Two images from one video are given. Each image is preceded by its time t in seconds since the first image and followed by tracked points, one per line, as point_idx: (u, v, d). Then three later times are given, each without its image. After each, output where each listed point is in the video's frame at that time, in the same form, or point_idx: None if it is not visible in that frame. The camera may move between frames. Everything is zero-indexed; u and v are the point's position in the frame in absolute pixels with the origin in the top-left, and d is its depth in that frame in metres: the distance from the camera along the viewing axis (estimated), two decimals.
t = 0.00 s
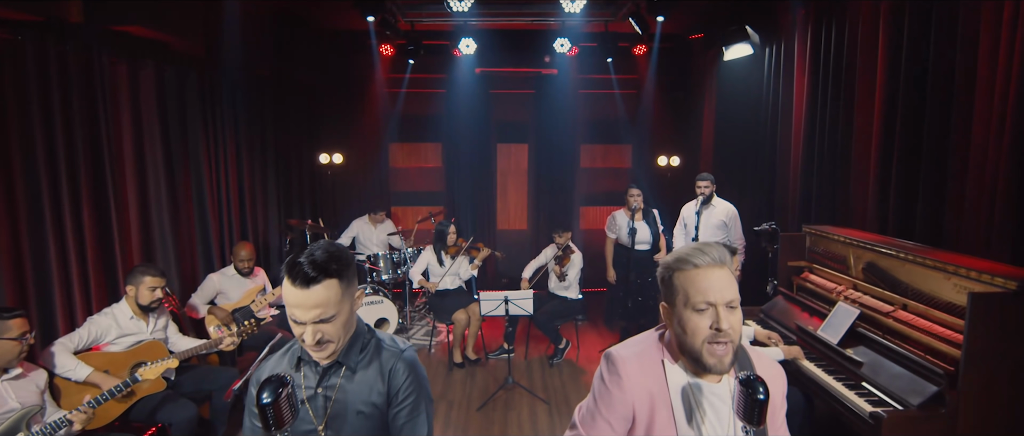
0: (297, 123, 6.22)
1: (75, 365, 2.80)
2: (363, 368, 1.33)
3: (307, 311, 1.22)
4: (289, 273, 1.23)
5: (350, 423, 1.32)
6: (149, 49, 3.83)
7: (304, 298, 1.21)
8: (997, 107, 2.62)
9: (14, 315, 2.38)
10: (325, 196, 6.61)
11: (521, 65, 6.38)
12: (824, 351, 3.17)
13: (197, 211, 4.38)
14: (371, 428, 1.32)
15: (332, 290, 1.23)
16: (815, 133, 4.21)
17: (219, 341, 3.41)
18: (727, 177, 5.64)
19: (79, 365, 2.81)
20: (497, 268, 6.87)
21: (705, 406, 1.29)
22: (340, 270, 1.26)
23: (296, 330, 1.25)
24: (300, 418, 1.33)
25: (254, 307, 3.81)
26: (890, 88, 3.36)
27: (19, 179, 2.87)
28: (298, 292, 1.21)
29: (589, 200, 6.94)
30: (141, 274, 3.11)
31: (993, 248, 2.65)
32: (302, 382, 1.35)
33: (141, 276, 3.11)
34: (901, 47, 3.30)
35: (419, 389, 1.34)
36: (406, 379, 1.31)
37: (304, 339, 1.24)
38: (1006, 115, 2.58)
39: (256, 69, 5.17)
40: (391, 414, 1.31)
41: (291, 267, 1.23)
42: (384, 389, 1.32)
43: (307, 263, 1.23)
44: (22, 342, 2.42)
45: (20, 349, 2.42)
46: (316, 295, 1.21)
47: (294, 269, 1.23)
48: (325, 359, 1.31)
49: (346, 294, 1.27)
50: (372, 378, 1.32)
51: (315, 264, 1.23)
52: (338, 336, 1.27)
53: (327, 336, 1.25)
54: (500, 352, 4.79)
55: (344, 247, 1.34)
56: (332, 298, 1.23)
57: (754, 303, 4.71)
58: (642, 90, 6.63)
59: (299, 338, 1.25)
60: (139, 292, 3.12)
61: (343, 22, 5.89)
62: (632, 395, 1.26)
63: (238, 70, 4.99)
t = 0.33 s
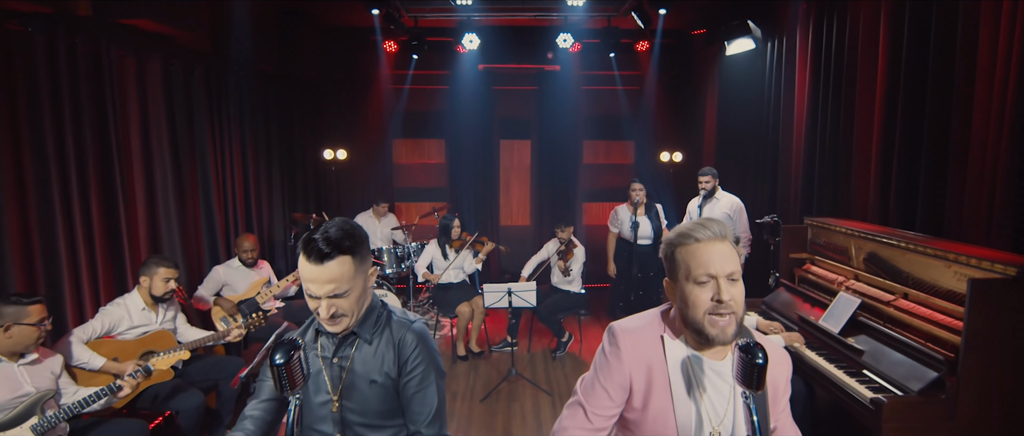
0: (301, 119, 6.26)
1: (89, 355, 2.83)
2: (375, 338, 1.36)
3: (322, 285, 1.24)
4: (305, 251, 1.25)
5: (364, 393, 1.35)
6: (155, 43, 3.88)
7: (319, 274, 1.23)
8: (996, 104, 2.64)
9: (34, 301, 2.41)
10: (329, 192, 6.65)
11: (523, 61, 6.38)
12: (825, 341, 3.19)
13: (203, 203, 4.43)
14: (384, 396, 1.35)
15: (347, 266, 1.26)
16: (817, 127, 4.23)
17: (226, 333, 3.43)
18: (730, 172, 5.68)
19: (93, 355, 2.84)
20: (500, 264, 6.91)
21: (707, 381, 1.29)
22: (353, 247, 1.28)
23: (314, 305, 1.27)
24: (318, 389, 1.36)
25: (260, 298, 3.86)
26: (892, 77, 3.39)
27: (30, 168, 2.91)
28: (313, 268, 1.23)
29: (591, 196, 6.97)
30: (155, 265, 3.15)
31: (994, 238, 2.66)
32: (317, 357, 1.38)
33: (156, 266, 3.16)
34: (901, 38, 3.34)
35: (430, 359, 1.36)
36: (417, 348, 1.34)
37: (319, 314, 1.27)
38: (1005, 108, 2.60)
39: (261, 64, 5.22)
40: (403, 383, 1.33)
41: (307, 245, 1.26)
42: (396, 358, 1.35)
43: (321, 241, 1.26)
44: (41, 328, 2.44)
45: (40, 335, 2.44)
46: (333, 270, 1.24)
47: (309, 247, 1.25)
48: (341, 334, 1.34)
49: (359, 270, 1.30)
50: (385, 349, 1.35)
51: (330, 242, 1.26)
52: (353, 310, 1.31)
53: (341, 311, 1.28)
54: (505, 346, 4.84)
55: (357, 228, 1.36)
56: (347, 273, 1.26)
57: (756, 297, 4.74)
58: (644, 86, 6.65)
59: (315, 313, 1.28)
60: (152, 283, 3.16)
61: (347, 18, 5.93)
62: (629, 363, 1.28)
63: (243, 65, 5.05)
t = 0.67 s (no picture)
0: (303, 115, 6.28)
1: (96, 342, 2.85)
2: (390, 313, 1.43)
3: (339, 261, 1.26)
4: (322, 228, 1.27)
5: (378, 366, 1.40)
6: (160, 37, 3.91)
7: (336, 249, 1.25)
8: (997, 101, 2.64)
9: (57, 289, 2.43)
10: (332, 188, 6.68)
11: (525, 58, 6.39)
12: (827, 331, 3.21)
13: (207, 196, 4.45)
14: (398, 370, 1.40)
15: (363, 242, 1.28)
16: (818, 120, 4.24)
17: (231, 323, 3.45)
18: (732, 167, 5.69)
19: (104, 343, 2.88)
20: (502, 259, 6.93)
21: (710, 354, 1.31)
22: (368, 224, 1.31)
23: (331, 280, 1.30)
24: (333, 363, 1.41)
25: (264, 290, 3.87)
26: (893, 68, 3.40)
27: (39, 159, 2.94)
28: (330, 244, 1.25)
29: (593, 192, 6.99)
30: (164, 256, 3.17)
31: (995, 227, 2.66)
32: (334, 331, 1.44)
33: (165, 257, 3.17)
34: (903, 29, 3.34)
35: (442, 333, 1.42)
36: (429, 322, 1.41)
37: (336, 289, 1.30)
38: (1006, 99, 2.61)
39: (264, 60, 5.24)
40: (417, 355, 1.39)
41: (324, 222, 1.28)
42: (410, 332, 1.41)
43: (338, 218, 1.28)
44: (63, 316, 2.45)
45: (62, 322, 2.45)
46: (350, 245, 1.26)
47: (326, 224, 1.28)
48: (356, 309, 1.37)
49: (375, 247, 1.32)
50: (399, 323, 1.42)
51: (346, 219, 1.28)
52: (368, 286, 1.34)
53: (357, 286, 1.31)
54: (508, 340, 4.86)
55: (373, 206, 1.38)
56: (363, 249, 1.28)
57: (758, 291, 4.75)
58: (645, 82, 6.66)
59: (332, 288, 1.31)
60: (161, 274, 3.18)
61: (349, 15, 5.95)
62: (636, 335, 1.30)
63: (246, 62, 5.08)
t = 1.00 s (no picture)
0: (307, 111, 6.30)
1: (104, 333, 2.86)
2: (405, 292, 1.49)
3: (357, 238, 1.31)
4: (343, 207, 1.31)
5: (392, 343, 1.45)
6: (166, 32, 3.94)
7: (355, 227, 1.30)
8: (997, 93, 2.66)
9: (80, 276, 2.46)
10: (335, 185, 6.71)
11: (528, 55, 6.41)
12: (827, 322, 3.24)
13: (212, 190, 4.49)
14: (411, 347, 1.46)
15: (381, 222, 1.32)
16: (819, 115, 4.26)
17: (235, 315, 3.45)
18: (734, 163, 5.71)
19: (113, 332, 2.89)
20: (505, 255, 6.96)
21: (711, 330, 1.38)
22: (386, 205, 1.34)
23: (349, 257, 1.35)
24: (349, 340, 1.46)
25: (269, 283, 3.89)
26: (893, 62, 3.42)
27: (48, 149, 2.98)
28: (349, 222, 1.30)
29: (594, 188, 7.02)
30: (164, 244, 3.20)
31: (995, 217, 2.68)
32: (350, 310, 1.50)
33: (167, 245, 3.21)
34: (903, 23, 3.37)
35: (454, 312, 1.49)
36: (442, 300, 1.47)
37: (354, 265, 1.34)
38: (1006, 88, 2.62)
39: (268, 56, 5.27)
40: (430, 331, 1.45)
41: (344, 201, 1.32)
42: (424, 310, 1.48)
43: (358, 197, 1.32)
44: (87, 303, 2.48)
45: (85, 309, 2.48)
46: (368, 223, 1.30)
47: (347, 203, 1.32)
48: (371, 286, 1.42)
49: (391, 227, 1.36)
50: (414, 301, 1.48)
51: (365, 198, 1.32)
52: (384, 264, 1.38)
53: (374, 263, 1.35)
54: (511, 334, 4.88)
55: (390, 188, 1.42)
56: (380, 228, 1.32)
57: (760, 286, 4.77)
58: (647, 79, 6.69)
59: (349, 264, 1.36)
60: (163, 262, 3.22)
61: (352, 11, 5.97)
62: (640, 312, 1.37)
63: (250, 58, 5.11)
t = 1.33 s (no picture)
0: (309, 108, 6.33)
1: (110, 322, 2.87)
2: (408, 273, 1.53)
3: (366, 205, 1.33)
4: (355, 178, 1.35)
5: (396, 323, 1.48)
6: (172, 27, 3.98)
7: (365, 195, 1.33)
8: (996, 84, 2.68)
9: (92, 264, 2.49)
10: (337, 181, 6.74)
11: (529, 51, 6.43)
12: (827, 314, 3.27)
13: (216, 184, 4.52)
14: (414, 328, 1.48)
15: (390, 194, 1.36)
16: (820, 109, 4.28)
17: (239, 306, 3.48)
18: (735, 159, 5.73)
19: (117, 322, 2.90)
20: (507, 252, 6.98)
21: (711, 311, 1.41)
22: (396, 179, 1.39)
23: (356, 228, 1.37)
24: (354, 320, 1.50)
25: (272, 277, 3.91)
26: (894, 55, 3.44)
27: (55, 140, 3.01)
28: (361, 191, 1.34)
29: (596, 185, 7.04)
30: (162, 232, 3.25)
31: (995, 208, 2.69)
32: (355, 289, 1.54)
33: (163, 233, 3.25)
34: (903, 16, 3.38)
35: (457, 294, 1.51)
36: (446, 282, 1.50)
37: (361, 236, 1.37)
38: (1006, 77, 2.63)
39: (272, 52, 5.30)
40: (433, 312, 1.47)
41: (357, 173, 1.36)
42: (427, 291, 1.50)
43: (369, 169, 1.37)
44: (101, 290, 2.51)
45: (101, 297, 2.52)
46: (378, 192, 1.34)
47: (359, 175, 1.36)
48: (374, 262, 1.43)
49: (400, 202, 1.40)
50: (417, 282, 1.51)
51: (377, 170, 1.36)
52: (390, 237, 1.39)
53: (380, 236, 1.38)
54: (513, 329, 4.91)
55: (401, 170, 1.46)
56: (390, 199, 1.36)
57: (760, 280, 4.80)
58: (648, 75, 6.71)
59: (355, 235, 1.38)
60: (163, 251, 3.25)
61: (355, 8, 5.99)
62: (641, 290, 1.42)
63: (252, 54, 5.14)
